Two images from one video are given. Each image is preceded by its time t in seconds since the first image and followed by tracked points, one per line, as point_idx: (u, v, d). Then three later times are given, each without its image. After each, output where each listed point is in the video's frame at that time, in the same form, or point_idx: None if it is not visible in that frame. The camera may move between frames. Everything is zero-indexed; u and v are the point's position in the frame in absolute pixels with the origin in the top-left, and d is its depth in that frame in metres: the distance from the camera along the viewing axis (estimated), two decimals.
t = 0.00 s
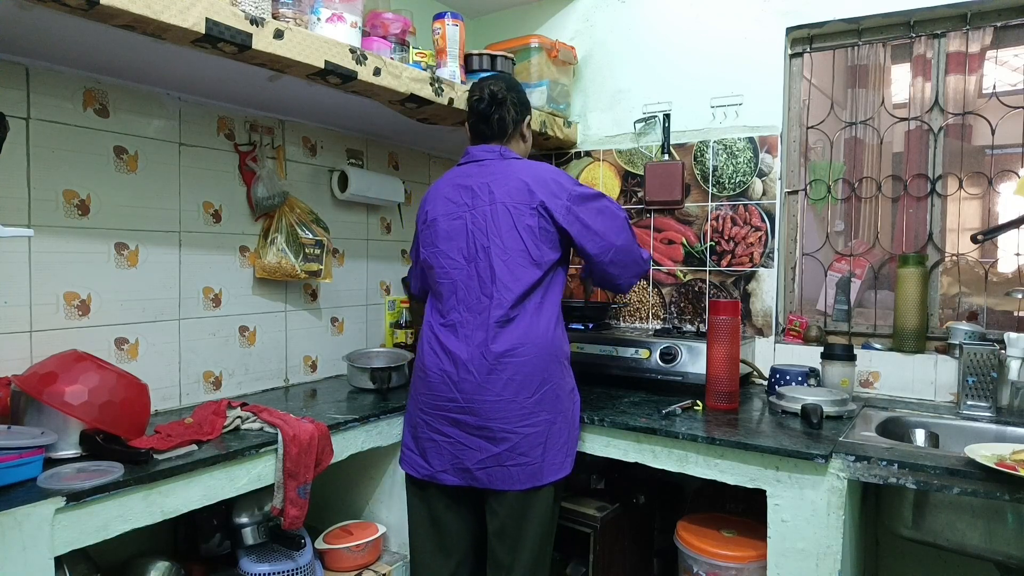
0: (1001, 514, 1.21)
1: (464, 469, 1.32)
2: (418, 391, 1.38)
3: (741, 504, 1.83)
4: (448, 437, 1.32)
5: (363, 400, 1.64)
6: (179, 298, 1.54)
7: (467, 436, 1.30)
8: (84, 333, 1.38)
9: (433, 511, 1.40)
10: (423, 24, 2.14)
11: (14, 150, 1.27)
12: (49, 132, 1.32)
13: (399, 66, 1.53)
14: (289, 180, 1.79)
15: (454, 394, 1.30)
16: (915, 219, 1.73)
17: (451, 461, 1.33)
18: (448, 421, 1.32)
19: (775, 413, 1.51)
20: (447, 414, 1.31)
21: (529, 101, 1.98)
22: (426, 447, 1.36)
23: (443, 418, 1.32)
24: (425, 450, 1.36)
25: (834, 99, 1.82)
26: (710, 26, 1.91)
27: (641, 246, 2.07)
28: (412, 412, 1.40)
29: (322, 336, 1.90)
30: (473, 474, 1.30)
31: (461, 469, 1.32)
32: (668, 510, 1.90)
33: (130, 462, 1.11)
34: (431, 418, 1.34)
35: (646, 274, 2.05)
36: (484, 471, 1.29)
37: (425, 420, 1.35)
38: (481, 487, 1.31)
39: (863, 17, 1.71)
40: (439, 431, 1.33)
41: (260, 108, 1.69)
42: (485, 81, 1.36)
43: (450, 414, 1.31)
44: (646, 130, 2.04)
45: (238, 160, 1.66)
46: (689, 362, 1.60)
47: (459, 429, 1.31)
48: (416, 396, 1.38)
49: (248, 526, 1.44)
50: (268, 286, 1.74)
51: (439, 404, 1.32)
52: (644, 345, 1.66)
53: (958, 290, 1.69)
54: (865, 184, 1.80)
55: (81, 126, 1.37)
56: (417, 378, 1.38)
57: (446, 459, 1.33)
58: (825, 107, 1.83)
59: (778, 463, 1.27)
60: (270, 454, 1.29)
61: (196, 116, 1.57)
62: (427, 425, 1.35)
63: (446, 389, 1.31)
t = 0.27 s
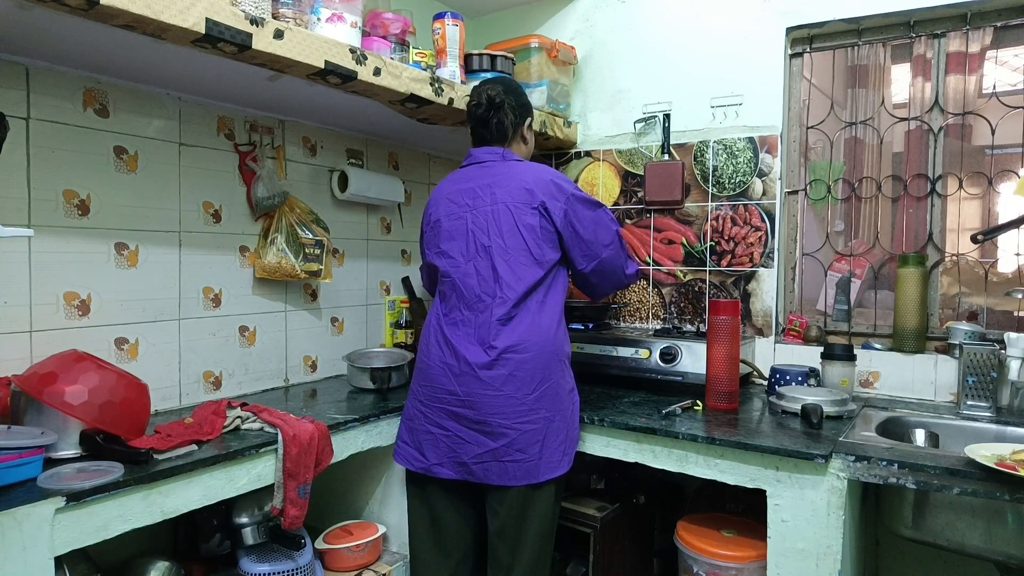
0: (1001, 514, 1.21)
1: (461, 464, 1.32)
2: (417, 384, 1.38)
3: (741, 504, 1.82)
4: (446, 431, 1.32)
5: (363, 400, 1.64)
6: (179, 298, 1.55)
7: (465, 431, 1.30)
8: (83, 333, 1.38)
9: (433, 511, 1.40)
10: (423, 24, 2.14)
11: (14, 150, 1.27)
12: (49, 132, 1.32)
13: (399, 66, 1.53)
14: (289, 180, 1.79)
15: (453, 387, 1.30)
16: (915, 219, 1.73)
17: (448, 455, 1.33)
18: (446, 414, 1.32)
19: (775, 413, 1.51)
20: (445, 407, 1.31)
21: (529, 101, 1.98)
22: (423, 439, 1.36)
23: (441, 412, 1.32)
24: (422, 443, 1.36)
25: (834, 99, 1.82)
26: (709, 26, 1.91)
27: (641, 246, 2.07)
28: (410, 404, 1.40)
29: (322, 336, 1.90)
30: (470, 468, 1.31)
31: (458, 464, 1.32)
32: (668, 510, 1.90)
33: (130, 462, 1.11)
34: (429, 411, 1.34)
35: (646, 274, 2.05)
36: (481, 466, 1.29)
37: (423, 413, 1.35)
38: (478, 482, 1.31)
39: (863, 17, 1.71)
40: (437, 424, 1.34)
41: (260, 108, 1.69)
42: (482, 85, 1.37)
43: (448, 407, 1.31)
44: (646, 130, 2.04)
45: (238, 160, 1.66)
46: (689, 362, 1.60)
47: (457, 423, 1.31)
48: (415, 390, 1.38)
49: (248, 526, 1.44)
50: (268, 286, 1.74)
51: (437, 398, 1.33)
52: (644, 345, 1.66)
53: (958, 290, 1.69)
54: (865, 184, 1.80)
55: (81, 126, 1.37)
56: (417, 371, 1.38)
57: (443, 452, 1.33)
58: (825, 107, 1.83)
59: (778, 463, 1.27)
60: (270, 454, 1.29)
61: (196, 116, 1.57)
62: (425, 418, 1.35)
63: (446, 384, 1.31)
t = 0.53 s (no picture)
0: (1001, 514, 1.21)
1: (461, 464, 1.31)
2: (418, 385, 1.38)
3: (741, 504, 1.82)
4: (446, 431, 1.32)
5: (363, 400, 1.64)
6: (179, 298, 1.54)
7: (465, 431, 1.30)
8: (83, 333, 1.38)
9: (433, 511, 1.40)
10: (423, 24, 2.14)
11: (14, 150, 1.27)
12: (49, 132, 1.32)
13: (399, 66, 1.53)
14: (289, 180, 1.79)
15: (454, 387, 1.30)
16: (915, 219, 1.73)
17: (448, 455, 1.32)
18: (447, 414, 1.32)
19: (775, 413, 1.51)
20: (446, 407, 1.31)
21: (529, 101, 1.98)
22: (423, 441, 1.36)
23: (441, 412, 1.32)
24: (422, 443, 1.36)
25: (834, 99, 1.82)
26: (709, 26, 1.91)
27: (641, 246, 2.07)
28: (411, 405, 1.40)
29: (322, 336, 1.90)
30: (470, 468, 1.30)
31: (457, 464, 1.32)
32: (668, 510, 1.90)
33: (130, 462, 1.11)
34: (430, 412, 1.34)
35: (646, 274, 2.05)
36: (481, 466, 1.29)
37: (424, 414, 1.35)
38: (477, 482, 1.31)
39: (863, 17, 1.71)
40: (437, 424, 1.33)
41: (260, 108, 1.69)
42: (484, 85, 1.37)
43: (449, 407, 1.31)
44: (646, 130, 2.04)
45: (238, 160, 1.66)
46: (689, 362, 1.60)
47: (458, 423, 1.31)
48: (416, 389, 1.38)
49: (248, 526, 1.44)
50: (268, 286, 1.74)
51: (438, 398, 1.32)
52: (644, 345, 1.66)
53: (958, 290, 1.69)
54: (865, 184, 1.80)
55: (81, 126, 1.37)
56: (418, 371, 1.38)
57: (443, 453, 1.33)
58: (825, 107, 1.83)
59: (778, 463, 1.27)
60: (270, 454, 1.29)
61: (196, 116, 1.57)
62: (425, 418, 1.35)
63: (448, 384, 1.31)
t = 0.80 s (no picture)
0: (1001, 514, 1.21)
1: (464, 464, 1.31)
2: (420, 386, 1.38)
3: (741, 504, 1.83)
4: (448, 432, 1.32)
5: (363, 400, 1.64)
6: (179, 298, 1.54)
7: (467, 431, 1.30)
8: (84, 333, 1.38)
9: (434, 510, 1.40)
10: (422, 24, 2.14)
11: (14, 150, 1.27)
12: (49, 132, 1.32)
13: (399, 66, 1.53)
14: (289, 180, 1.78)
15: (455, 388, 1.30)
16: (915, 219, 1.73)
17: (450, 457, 1.32)
18: (449, 416, 1.32)
19: (775, 413, 1.51)
20: (448, 408, 1.31)
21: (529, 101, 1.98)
22: (426, 442, 1.36)
23: (443, 413, 1.32)
24: (424, 445, 1.36)
25: (834, 99, 1.82)
26: (710, 26, 1.91)
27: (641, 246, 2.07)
28: (413, 407, 1.40)
29: (322, 336, 1.90)
30: (473, 469, 1.30)
31: (460, 465, 1.32)
32: (668, 510, 1.90)
33: (130, 462, 1.11)
34: (432, 413, 1.34)
35: (646, 274, 2.05)
36: (484, 466, 1.29)
37: (426, 415, 1.35)
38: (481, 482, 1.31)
39: (863, 17, 1.71)
40: (439, 426, 1.33)
41: (260, 108, 1.69)
42: (477, 81, 1.37)
43: (451, 408, 1.31)
44: (646, 130, 2.04)
45: (238, 160, 1.66)
46: (689, 362, 1.60)
47: (459, 424, 1.31)
48: (418, 391, 1.39)
49: (248, 526, 1.44)
50: (268, 286, 1.74)
51: (440, 399, 1.32)
52: (644, 345, 1.66)
53: (958, 290, 1.70)
54: (865, 184, 1.80)
55: (81, 126, 1.37)
56: (420, 372, 1.38)
57: (445, 454, 1.33)
58: (826, 107, 1.83)
59: (778, 463, 1.27)
60: (270, 454, 1.29)
61: (196, 116, 1.57)
62: (427, 420, 1.35)
63: (449, 385, 1.31)
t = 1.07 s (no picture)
0: (1001, 514, 1.21)
1: (465, 466, 1.31)
2: (423, 387, 1.38)
3: (741, 504, 1.83)
4: (450, 433, 1.32)
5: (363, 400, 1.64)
6: (179, 298, 1.54)
7: (469, 432, 1.30)
8: (84, 333, 1.38)
9: (434, 510, 1.40)
10: (423, 24, 2.14)
11: (14, 150, 1.27)
12: (49, 132, 1.32)
13: (399, 66, 1.53)
14: (289, 180, 1.78)
15: (458, 389, 1.30)
16: (915, 219, 1.73)
17: (452, 458, 1.32)
18: (451, 417, 1.32)
19: (775, 413, 1.51)
20: (450, 410, 1.32)
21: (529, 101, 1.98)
22: (428, 443, 1.36)
23: (445, 414, 1.32)
24: (426, 446, 1.36)
25: (834, 99, 1.82)
26: (710, 26, 1.91)
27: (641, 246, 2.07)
28: (416, 408, 1.40)
29: (322, 336, 1.90)
30: (474, 470, 1.30)
31: (462, 466, 1.32)
32: (668, 510, 1.90)
33: (130, 462, 1.11)
34: (434, 414, 1.34)
35: (646, 274, 2.05)
36: (486, 467, 1.29)
37: (429, 416, 1.36)
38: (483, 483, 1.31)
39: (863, 17, 1.71)
40: (441, 427, 1.33)
41: (260, 108, 1.69)
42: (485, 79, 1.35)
43: (453, 409, 1.31)
44: (646, 130, 2.04)
45: (238, 160, 1.66)
46: (689, 362, 1.60)
47: (461, 425, 1.31)
48: (421, 392, 1.39)
49: (248, 526, 1.44)
50: (268, 286, 1.74)
51: (442, 400, 1.33)
52: (644, 345, 1.66)
53: (958, 290, 1.70)
54: (865, 184, 1.80)
55: (81, 126, 1.37)
56: (423, 373, 1.38)
57: (447, 456, 1.33)
58: (826, 107, 1.83)
59: (778, 463, 1.27)
60: (270, 454, 1.29)
61: (196, 116, 1.57)
62: (429, 421, 1.36)
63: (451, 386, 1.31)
